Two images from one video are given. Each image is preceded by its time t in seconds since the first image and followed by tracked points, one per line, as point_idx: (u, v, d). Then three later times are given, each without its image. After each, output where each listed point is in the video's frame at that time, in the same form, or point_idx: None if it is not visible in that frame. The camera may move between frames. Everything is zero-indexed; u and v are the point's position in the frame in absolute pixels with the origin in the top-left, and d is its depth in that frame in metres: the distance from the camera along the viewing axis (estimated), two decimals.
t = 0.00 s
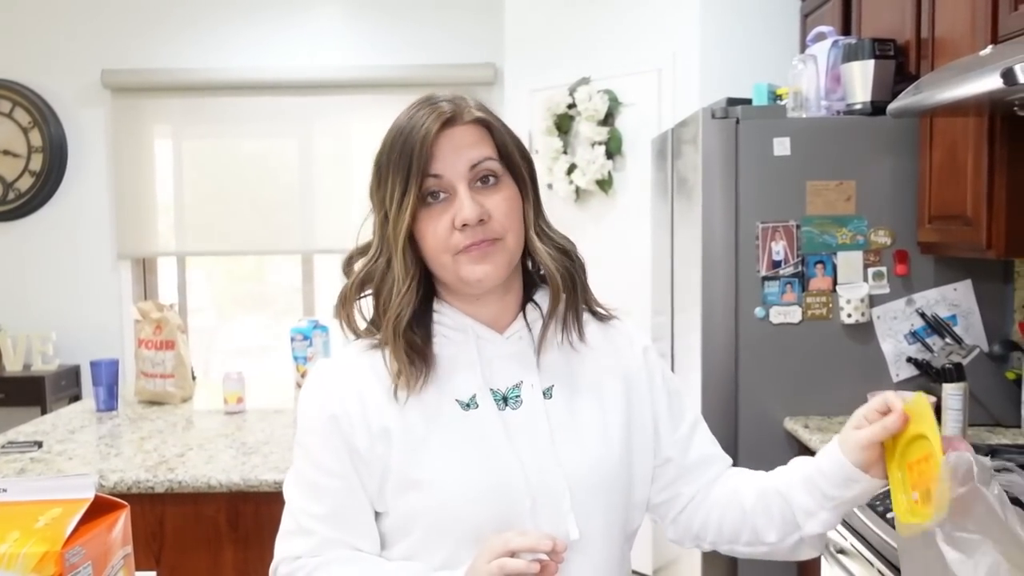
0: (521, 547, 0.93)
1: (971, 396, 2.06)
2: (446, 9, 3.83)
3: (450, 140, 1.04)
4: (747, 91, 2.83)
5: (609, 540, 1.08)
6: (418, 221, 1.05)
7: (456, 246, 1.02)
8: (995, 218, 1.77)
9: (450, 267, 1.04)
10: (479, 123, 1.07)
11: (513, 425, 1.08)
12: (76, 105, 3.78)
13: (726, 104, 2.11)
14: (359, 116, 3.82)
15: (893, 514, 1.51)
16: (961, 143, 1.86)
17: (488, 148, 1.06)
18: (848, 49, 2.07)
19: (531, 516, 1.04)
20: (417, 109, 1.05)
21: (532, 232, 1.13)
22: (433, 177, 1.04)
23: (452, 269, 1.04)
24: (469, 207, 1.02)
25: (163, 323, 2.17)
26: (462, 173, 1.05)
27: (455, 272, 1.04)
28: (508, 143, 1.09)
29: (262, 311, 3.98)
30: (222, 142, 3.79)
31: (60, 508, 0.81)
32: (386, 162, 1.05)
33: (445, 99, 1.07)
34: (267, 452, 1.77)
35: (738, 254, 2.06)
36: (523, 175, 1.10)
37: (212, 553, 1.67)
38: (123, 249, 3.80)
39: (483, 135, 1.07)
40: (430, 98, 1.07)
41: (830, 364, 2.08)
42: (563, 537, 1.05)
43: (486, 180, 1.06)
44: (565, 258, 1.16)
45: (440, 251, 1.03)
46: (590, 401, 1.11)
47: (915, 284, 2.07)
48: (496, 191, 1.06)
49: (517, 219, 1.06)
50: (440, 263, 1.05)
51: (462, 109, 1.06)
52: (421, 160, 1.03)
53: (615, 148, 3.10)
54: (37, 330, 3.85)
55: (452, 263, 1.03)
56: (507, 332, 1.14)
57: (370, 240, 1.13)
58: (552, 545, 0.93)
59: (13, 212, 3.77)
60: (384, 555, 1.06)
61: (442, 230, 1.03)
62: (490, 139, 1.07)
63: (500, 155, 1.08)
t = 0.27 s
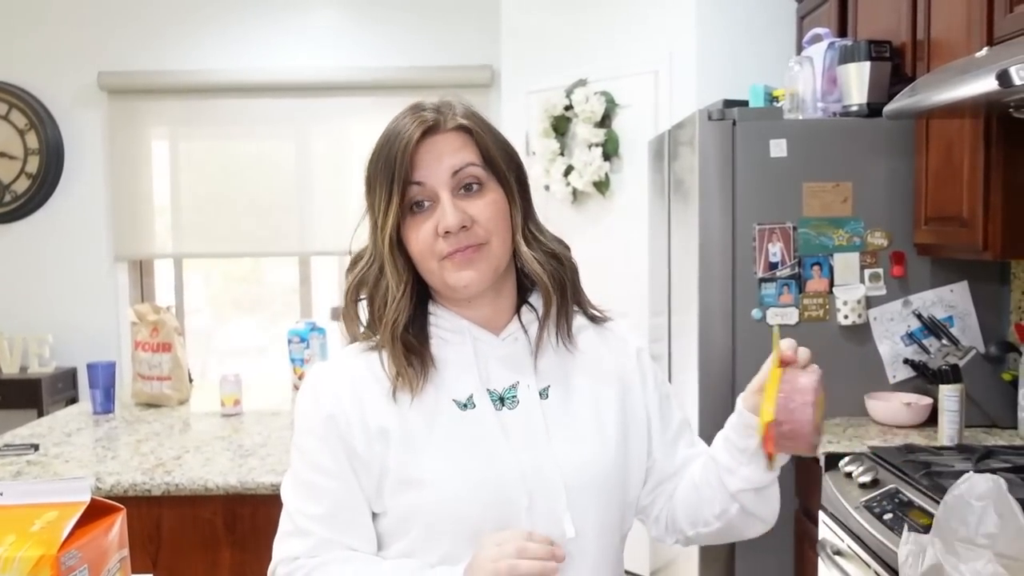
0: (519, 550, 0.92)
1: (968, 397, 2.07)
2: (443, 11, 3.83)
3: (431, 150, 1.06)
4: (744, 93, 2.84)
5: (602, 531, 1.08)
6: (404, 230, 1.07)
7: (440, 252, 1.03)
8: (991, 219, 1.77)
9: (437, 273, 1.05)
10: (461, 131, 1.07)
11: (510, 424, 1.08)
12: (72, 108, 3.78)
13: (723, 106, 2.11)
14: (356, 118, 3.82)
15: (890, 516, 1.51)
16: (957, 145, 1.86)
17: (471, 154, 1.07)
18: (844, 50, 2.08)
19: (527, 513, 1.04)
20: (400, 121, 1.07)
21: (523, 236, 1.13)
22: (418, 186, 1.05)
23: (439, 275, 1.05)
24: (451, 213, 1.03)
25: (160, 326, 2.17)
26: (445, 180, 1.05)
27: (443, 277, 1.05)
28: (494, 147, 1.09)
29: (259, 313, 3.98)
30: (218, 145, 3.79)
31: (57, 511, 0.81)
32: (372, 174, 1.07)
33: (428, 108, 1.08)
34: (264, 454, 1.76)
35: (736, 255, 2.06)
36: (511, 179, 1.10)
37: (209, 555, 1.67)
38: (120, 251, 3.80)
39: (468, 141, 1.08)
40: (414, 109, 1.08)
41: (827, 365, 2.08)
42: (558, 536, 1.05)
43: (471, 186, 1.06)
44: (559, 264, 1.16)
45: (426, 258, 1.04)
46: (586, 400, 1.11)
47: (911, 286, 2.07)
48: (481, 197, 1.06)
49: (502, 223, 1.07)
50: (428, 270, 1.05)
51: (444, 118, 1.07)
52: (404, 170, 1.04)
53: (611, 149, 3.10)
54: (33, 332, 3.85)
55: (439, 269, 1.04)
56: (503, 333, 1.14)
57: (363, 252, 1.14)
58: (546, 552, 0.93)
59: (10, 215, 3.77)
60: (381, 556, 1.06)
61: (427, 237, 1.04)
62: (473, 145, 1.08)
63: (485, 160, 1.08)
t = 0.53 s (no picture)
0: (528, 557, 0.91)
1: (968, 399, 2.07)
2: (443, 13, 3.84)
3: (420, 158, 1.05)
4: (743, 96, 2.84)
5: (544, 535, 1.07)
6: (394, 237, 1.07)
7: (425, 260, 1.04)
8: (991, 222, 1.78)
9: (423, 279, 1.06)
10: (451, 139, 1.06)
11: (510, 424, 1.08)
12: (72, 109, 3.78)
13: (723, 109, 2.11)
14: (355, 121, 3.82)
15: (891, 519, 1.51)
16: (957, 149, 1.87)
17: (459, 163, 1.05)
18: (844, 53, 2.08)
19: (528, 515, 1.04)
20: (394, 129, 1.07)
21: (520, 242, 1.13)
22: (406, 194, 1.06)
23: (424, 280, 1.05)
24: (433, 222, 1.02)
25: (160, 328, 2.17)
26: (432, 188, 1.05)
27: (429, 283, 1.05)
28: (486, 155, 1.07)
29: (258, 315, 3.98)
30: (218, 146, 3.79)
31: (58, 512, 0.80)
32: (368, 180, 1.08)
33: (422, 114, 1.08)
34: (264, 456, 1.76)
35: (736, 258, 2.06)
36: (503, 186, 1.09)
37: (208, 557, 1.66)
38: (120, 253, 3.80)
39: (459, 148, 1.06)
40: (409, 114, 1.08)
41: (826, 368, 2.08)
42: (557, 533, 1.06)
43: (459, 193, 1.05)
44: (553, 273, 1.16)
45: (412, 263, 1.05)
46: (582, 400, 1.13)
47: (911, 289, 2.07)
48: (468, 205, 1.05)
49: (489, 232, 1.06)
50: (416, 275, 1.06)
51: (435, 126, 1.06)
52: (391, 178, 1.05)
53: (611, 152, 3.11)
54: (32, 334, 3.84)
55: (425, 275, 1.05)
56: (503, 335, 1.14)
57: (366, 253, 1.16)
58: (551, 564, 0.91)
59: (9, 216, 3.77)
60: (382, 557, 1.05)
61: (411, 245, 1.04)
62: (464, 153, 1.06)
63: (477, 168, 1.07)
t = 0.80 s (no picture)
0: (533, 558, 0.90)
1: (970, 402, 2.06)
2: (445, 16, 3.84)
3: (405, 166, 1.05)
4: (745, 98, 2.84)
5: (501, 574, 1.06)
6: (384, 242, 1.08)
7: (410, 268, 1.05)
8: (993, 224, 1.77)
9: (410, 285, 1.06)
10: (437, 146, 1.05)
11: (509, 426, 1.08)
12: (74, 111, 3.78)
13: (725, 111, 2.11)
14: (357, 123, 3.83)
15: (893, 521, 1.51)
16: (959, 150, 1.86)
17: (443, 172, 1.04)
18: (846, 56, 2.08)
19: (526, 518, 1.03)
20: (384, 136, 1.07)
21: (513, 247, 1.11)
22: (394, 202, 1.06)
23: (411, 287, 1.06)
24: (415, 232, 1.02)
25: (162, 330, 2.17)
26: (415, 197, 1.04)
27: (416, 289, 1.06)
28: (472, 162, 1.05)
29: (259, 318, 3.98)
30: (220, 149, 3.79)
31: (59, 514, 0.80)
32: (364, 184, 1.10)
33: (412, 120, 1.07)
34: (265, 458, 1.76)
35: (738, 260, 2.06)
36: (492, 194, 1.07)
37: (210, 559, 1.66)
38: (121, 255, 3.80)
39: (444, 155, 1.05)
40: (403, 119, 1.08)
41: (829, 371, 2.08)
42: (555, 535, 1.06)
43: (444, 202, 1.04)
44: (544, 282, 1.13)
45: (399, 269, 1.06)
46: (582, 403, 1.12)
47: (913, 291, 2.07)
48: (452, 214, 1.04)
49: (473, 241, 1.05)
50: (405, 280, 1.07)
51: (422, 133, 1.05)
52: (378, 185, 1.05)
53: (613, 154, 3.11)
54: (33, 336, 3.84)
55: (411, 282, 1.06)
56: (502, 337, 1.14)
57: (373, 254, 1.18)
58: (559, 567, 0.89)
59: (11, 218, 3.77)
60: (380, 556, 1.05)
61: (396, 253, 1.05)
62: (450, 161, 1.05)
63: (463, 176, 1.05)
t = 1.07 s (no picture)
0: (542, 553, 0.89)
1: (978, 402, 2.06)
2: (450, 15, 3.84)
3: (404, 168, 1.05)
4: (752, 97, 2.83)
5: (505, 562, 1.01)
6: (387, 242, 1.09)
7: (408, 269, 1.05)
8: (1001, 223, 1.77)
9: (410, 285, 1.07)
10: (435, 149, 1.04)
11: (516, 423, 1.08)
12: (79, 109, 3.79)
13: (731, 110, 2.11)
14: (362, 122, 3.83)
15: (901, 521, 1.50)
16: (967, 150, 1.86)
17: (440, 175, 1.04)
18: (853, 54, 2.07)
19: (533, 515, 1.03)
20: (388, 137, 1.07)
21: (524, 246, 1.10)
22: (394, 203, 1.07)
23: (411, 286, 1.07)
24: (410, 234, 1.03)
25: (168, 327, 2.17)
26: (413, 200, 1.04)
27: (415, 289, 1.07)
28: (470, 163, 1.04)
29: (263, 316, 3.98)
30: (225, 147, 3.79)
31: (68, 508, 0.80)
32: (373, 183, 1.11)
33: (414, 121, 1.06)
34: (271, 455, 1.76)
35: (744, 259, 2.05)
36: (490, 196, 1.05)
37: (216, 556, 1.66)
38: (127, 254, 3.81)
39: (442, 156, 1.04)
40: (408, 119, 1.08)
41: (835, 370, 2.07)
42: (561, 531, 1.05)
43: (440, 204, 1.04)
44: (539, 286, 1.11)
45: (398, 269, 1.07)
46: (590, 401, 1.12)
47: (920, 290, 2.06)
48: (448, 217, 1.04)
49: (470, 243, 1.04)
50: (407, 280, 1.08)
51: (422, 135, 1.05)
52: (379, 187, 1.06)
53: (619, 153, 3.10)
54: (39, 334, 3.85)
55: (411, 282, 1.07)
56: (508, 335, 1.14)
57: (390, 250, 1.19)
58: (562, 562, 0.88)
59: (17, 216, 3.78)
60: (386, 552, 1.04)
61: (395, 253, 1.06)
62: (448, 163, 1.04)
63: (461, 178, 1.04)
